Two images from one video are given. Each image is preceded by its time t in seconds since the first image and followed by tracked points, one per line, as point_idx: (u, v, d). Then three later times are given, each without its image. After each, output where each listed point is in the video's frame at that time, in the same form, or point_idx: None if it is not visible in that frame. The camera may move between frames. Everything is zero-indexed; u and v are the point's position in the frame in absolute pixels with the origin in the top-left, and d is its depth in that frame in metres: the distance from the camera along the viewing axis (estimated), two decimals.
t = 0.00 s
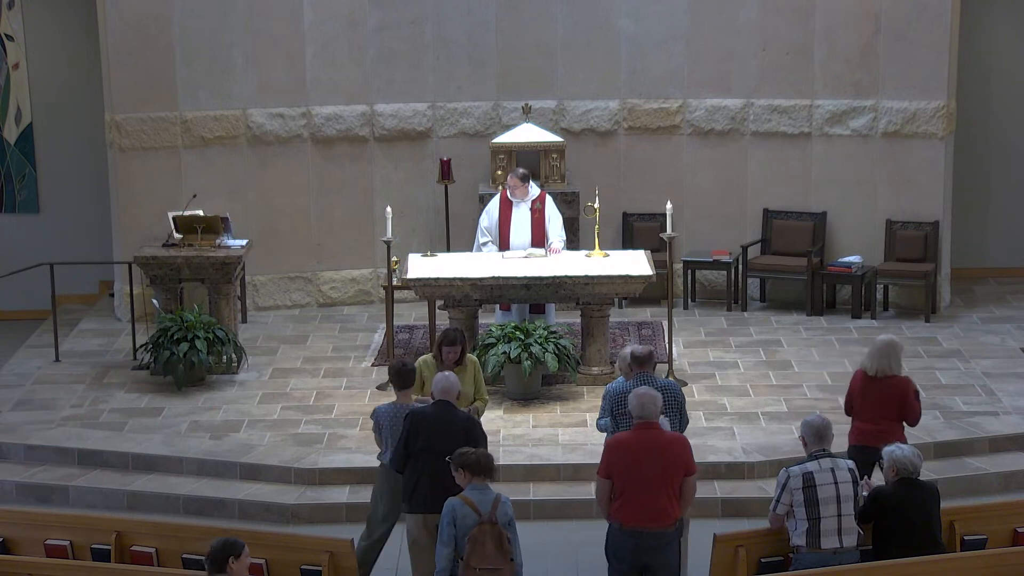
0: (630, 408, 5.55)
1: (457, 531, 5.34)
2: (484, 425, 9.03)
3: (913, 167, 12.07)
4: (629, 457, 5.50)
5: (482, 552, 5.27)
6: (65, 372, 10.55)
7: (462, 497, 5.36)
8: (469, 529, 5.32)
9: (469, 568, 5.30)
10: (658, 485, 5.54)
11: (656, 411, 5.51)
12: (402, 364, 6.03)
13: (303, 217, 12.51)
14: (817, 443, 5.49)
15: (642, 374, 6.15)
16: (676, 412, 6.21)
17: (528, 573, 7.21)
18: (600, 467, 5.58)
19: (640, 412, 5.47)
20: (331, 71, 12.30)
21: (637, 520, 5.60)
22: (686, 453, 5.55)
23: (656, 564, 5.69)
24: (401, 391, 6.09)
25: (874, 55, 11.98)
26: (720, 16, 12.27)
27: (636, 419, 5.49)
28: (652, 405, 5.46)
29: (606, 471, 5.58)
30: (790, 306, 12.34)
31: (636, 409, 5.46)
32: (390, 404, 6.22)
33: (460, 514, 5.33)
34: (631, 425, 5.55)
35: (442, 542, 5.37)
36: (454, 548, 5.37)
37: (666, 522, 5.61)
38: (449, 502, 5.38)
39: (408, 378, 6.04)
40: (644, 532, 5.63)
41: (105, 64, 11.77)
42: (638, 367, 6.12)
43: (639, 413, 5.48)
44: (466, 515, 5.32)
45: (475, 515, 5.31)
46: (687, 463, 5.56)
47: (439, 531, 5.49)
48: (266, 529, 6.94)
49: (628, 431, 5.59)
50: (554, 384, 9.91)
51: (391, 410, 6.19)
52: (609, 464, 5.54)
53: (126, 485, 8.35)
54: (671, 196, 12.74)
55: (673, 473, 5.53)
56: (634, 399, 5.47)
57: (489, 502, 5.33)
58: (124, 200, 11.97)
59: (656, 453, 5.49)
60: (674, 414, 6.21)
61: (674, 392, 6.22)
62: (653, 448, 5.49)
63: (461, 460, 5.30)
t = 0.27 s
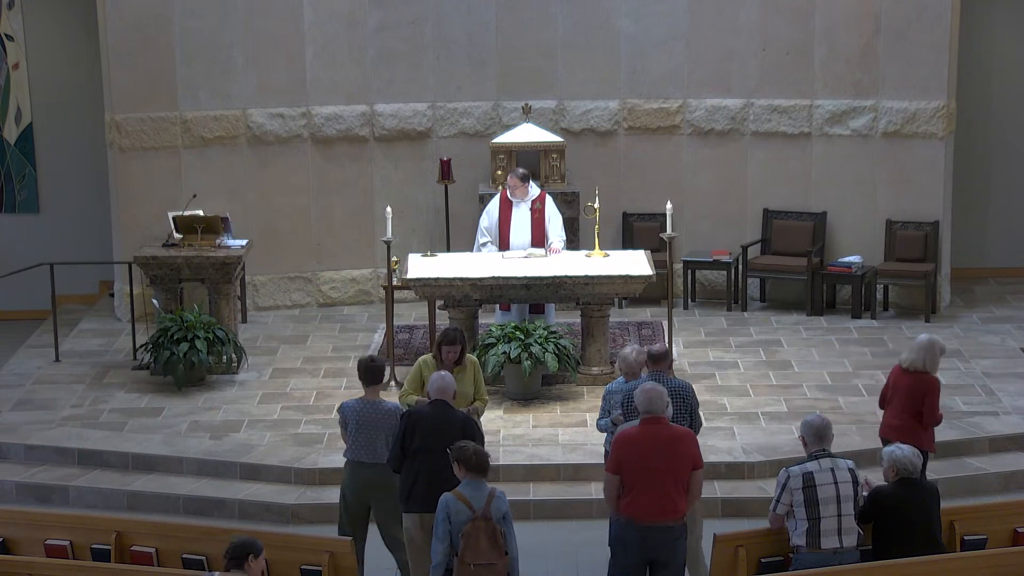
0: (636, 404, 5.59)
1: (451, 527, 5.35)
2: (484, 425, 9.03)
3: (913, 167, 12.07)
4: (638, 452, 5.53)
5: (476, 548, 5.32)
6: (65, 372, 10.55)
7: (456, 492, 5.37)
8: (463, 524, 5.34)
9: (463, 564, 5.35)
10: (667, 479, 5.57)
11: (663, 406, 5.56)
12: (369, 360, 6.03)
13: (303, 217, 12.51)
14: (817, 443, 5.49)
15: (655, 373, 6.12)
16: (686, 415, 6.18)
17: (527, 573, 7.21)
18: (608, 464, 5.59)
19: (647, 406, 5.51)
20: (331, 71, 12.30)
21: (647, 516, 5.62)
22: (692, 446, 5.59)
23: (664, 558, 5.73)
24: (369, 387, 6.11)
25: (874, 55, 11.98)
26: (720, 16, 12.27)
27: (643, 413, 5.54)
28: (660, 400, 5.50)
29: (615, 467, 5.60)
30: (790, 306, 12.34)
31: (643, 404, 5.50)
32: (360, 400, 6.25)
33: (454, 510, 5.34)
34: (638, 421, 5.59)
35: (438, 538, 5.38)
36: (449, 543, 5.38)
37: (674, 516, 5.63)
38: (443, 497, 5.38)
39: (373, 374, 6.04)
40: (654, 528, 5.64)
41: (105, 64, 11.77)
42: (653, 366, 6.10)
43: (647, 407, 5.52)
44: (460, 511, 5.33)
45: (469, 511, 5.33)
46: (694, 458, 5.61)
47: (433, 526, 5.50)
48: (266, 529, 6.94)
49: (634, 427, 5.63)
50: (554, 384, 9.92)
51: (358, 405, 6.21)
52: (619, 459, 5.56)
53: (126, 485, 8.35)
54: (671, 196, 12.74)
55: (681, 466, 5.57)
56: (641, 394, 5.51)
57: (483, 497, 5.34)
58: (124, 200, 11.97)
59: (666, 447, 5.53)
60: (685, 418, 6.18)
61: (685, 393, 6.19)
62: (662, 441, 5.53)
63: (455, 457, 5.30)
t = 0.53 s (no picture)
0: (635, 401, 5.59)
1: (450, 523, 5.38)
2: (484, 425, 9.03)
3: (913, 167, 12.07)
4: (637, 449, 5.53)
5: (474, 543, 5.31)
6: (65, 372, 10.55)
7: (453, 488, 5.39)
8: (461, 519, 5.36)
9: (461, 559, 5.33)
10: (665, 476, 5.57)
11: (661, 402, 5.56)
12: (355, 360, 6.04)
13: (303, 217, 12.51)
14: (817, 443, 5.49)
15: (687, 369, 6.23)
16: (712, 412, 6.27)
17: (527, 572, 7.21)
18: (607, 461, 5.60)
19: (645, 404, 5.51)
20: (331, 71, 12.30)
21: (647, 512, 5.63)
22: (691, 443, 5.59)
23: (664, 554, 5.75)
24: (356, 387, 6.11)
25: (874, 55, 11.98)
26: (720, 16, 12.27)
27: (641, 410, 5.54)
28: (658, 397, 5.50)
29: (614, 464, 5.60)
30: (790, 306, 12.34)
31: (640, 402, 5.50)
32: (346, 400, 6.24)
33: (451, 505, 5.36)
34: (637, 418, 5.59)
35: (436, 534, 5.41)
36: (448, 539, 5.40)
37: (673, 512, 5.65)
38: (440, 493, 5.42)
39: (361, 374, 6.05)
40: (653, 524, 5.66)
41: (105, 64, 11.77)
42: (685, 362, 6.20)
43: (645, 405, 5.52)
44: (458, 506, 5.35)
45: (466, 506, 5.35)
46: (693, 454, 5.61)
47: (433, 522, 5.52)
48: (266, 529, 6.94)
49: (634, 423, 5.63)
50: (554, 384, 9.92)
51: (345, 405, 6.20)
52: (618, 456, 5.56)
53: (126, 485, 8.35)
54: (671, 196, 12.74)
55: (680, 463, 5.57)
56: (640, 392, 5.50)
57: (481, 493, 5.36)
58: (123, 200, 11.96)
59: (664, 444, 5.53)
60: (712, 415, 6.28)
61: (717, 393, 6.27)
62: (660, 438, 5.53)
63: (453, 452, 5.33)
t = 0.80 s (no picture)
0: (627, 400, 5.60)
1: (451, 521, 5.38)
2: (484, 425, 9.03)
3: (912, 167, 12.07)
4: (630, 448, 5.54)
5: (476, 540, 5.32)
6: (65, 372, 10.55)
7: (453, 485, 5.40)
8: (462, 517, 5.36)
9: (463, 557, 5.33)
10: (659, 474, 5.58)
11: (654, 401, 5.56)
12: (353, 360, 6.04)
13: (303, 217, 12.51)
14: (817, 443, 5.50)
15: (704, 366, 6.32)
16: (727, 411, 6.33)
17: (527, 572, 7.21)
18: (600, 459, 5.61)
19: (638, 403, 5.52)
20: (331, 71, 12.30)
21: (641, 510, 5.65)
22: (684, 441, 5.59)
23: (659, 552, 5.74)
24: (353, 387, 6.11)
25: (874, 55, 11.98)
26: (720, 16, 12.27)
27: (634, 409, 5.54)
28: (651, 395, 5.51)
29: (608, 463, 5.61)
30: (790, 306, 12.34)
31: (632, 401, 5.51)
32: (344, 400, 6.23)
33: (452, 503, 5.36)
34: (629, 416, 5.60)
35: (438, 532, 5.41)
36: (449, 537, 5.40)
37: (667, 510, 5.66)
38: (441, 491, 5.42)
39: (359, 374, 6.05)
40: (648, 522, 5.68)
41: (105, 64, 11.77)
42: (703, 359, 6.30)
43: (638, 404, 5.53)
44: (458, 504, 5.35)
45: (467, 503, 5.35)
46: (687, 452, 5.61)
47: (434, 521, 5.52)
48: (266, 529, 6.94)
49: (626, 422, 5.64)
50: (554, 384, 9.92)
51: (344, 405, 6.20)
52: (612, 456, 5.57)
53: (126, 484, 8.35)
54: (671, 196, 12.74)
55: (674, 462, 5.58)
56: (633, 391, 5.51)
57: (481, 489, 5.36)
58: (123, 200, 11.96)
59: (657, 443, 5.53)
60: (728, 415, 6.34)
61: (734, 393, 6.31)
62: (652, 437, 5.53)
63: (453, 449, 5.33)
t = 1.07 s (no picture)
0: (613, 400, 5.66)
1: (455, 514, 5.47)
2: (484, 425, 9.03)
3: (912, 167, 12.07)
4: (614, 446, 5.59)
5: (478, 534, 5.42)
6: (65, 372, 10.55)
7: (459, 479, 5.48)
8: (466, 511, 5.45)
9: (466, 551, 5.44)
10: (645, 473, 5.62)
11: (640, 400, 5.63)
12: (351, 361, 6.04)
13: (303, 217, 12.51)
14: (817, 443, 5.51)
15: (736, 366, 6.39)
16: (751, 409, 6.35)
17: (526, 572, 7.21)
18: (586, 458, 5.66)
19: (624, 401, 5.58)
20: (331, 71, 12.30)
21: (628, 509, 5.67)
22: (670, 440, 5.64)
23: (647, 552, 5.74)
24: (351, 387, 6.11)
25: (874, 55, 11.98)
26: (720, 16, 12.27)
27: (619, 408, 5.60)
28: (636, 394, 5.58)
29: (593, 463, 5.65)
30: (790, 306, 12.34)
31: (617, 400, 5.57)
32: (343, 399, 6.23)
33: (457, 497, 5.45)
34: (614, 416, 5.65)
35: (441, 525, 5.50)
36: (453, 530, 5.49)
37: (654, 509, 5.68)
38: (447, 485, 5.50)
39: (360, 374, 6.05)
40: (636, 522, 5.69)
41: (105, 64, 11.77)
42: (736, 359, 6.37)
43: (623, 402, 5.59)
44: (463, 498, 5.44)
45: (471, 498, 5.43)
46: (673, 451, 5.66)
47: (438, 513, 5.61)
48: (266, 529, 6.94)
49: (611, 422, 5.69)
50: (554, 385, 9.92)
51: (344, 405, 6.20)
52: (597, 455, 5.62)
53: (126, 484, 8.35)
54: (671, 196, 12.74)
55: (659, 460, 5.62)
56: (618, 389, 5.58)
57: (485, 485, 5.45)
58: (123, 200, 11.96)
59: (640, 441, 5.58)
60: (755, 414, 6.37)
61: (759, 392, 6.32)
62: (636, 435, 5.58)
63: (459, 444, 5.42)
